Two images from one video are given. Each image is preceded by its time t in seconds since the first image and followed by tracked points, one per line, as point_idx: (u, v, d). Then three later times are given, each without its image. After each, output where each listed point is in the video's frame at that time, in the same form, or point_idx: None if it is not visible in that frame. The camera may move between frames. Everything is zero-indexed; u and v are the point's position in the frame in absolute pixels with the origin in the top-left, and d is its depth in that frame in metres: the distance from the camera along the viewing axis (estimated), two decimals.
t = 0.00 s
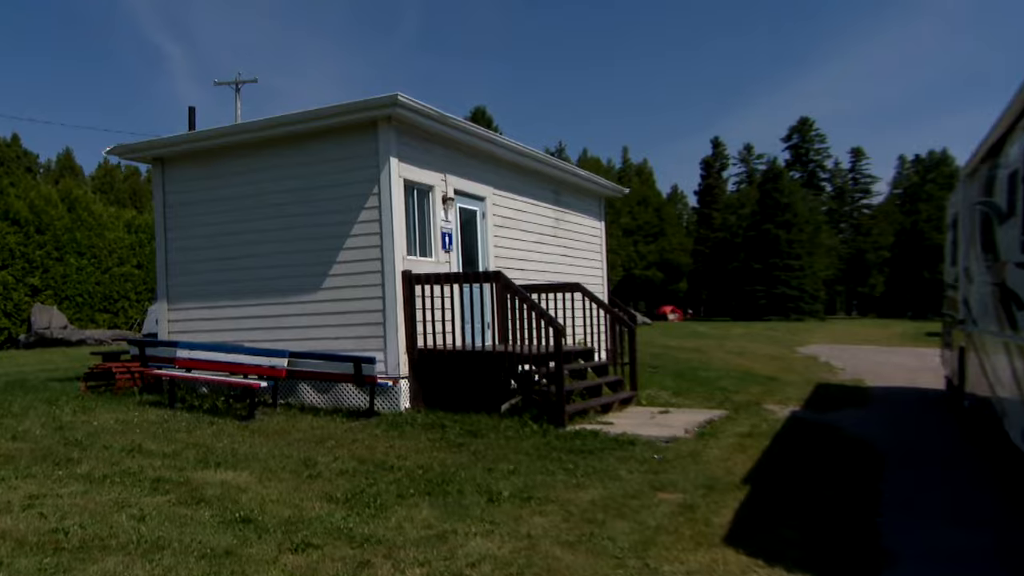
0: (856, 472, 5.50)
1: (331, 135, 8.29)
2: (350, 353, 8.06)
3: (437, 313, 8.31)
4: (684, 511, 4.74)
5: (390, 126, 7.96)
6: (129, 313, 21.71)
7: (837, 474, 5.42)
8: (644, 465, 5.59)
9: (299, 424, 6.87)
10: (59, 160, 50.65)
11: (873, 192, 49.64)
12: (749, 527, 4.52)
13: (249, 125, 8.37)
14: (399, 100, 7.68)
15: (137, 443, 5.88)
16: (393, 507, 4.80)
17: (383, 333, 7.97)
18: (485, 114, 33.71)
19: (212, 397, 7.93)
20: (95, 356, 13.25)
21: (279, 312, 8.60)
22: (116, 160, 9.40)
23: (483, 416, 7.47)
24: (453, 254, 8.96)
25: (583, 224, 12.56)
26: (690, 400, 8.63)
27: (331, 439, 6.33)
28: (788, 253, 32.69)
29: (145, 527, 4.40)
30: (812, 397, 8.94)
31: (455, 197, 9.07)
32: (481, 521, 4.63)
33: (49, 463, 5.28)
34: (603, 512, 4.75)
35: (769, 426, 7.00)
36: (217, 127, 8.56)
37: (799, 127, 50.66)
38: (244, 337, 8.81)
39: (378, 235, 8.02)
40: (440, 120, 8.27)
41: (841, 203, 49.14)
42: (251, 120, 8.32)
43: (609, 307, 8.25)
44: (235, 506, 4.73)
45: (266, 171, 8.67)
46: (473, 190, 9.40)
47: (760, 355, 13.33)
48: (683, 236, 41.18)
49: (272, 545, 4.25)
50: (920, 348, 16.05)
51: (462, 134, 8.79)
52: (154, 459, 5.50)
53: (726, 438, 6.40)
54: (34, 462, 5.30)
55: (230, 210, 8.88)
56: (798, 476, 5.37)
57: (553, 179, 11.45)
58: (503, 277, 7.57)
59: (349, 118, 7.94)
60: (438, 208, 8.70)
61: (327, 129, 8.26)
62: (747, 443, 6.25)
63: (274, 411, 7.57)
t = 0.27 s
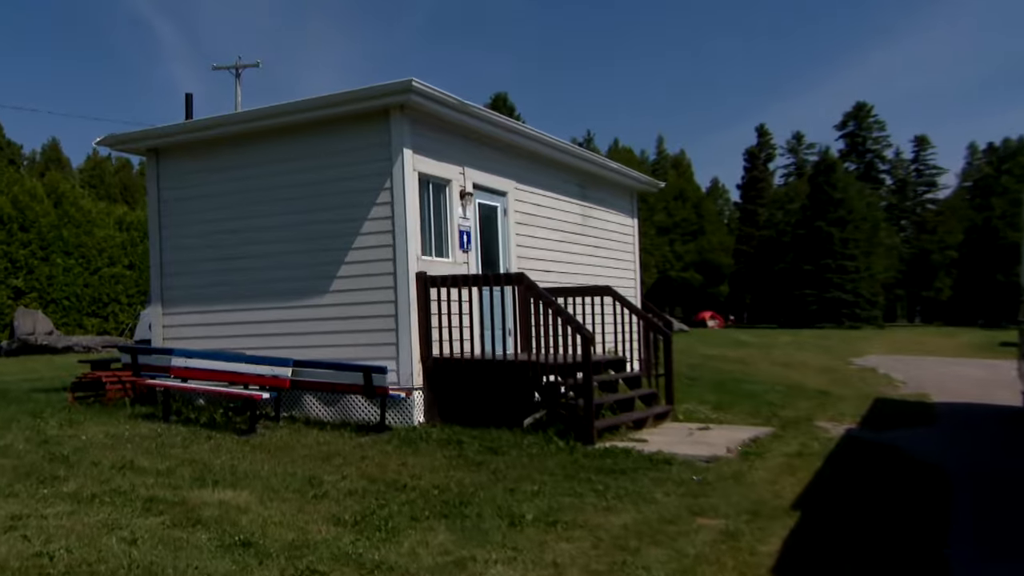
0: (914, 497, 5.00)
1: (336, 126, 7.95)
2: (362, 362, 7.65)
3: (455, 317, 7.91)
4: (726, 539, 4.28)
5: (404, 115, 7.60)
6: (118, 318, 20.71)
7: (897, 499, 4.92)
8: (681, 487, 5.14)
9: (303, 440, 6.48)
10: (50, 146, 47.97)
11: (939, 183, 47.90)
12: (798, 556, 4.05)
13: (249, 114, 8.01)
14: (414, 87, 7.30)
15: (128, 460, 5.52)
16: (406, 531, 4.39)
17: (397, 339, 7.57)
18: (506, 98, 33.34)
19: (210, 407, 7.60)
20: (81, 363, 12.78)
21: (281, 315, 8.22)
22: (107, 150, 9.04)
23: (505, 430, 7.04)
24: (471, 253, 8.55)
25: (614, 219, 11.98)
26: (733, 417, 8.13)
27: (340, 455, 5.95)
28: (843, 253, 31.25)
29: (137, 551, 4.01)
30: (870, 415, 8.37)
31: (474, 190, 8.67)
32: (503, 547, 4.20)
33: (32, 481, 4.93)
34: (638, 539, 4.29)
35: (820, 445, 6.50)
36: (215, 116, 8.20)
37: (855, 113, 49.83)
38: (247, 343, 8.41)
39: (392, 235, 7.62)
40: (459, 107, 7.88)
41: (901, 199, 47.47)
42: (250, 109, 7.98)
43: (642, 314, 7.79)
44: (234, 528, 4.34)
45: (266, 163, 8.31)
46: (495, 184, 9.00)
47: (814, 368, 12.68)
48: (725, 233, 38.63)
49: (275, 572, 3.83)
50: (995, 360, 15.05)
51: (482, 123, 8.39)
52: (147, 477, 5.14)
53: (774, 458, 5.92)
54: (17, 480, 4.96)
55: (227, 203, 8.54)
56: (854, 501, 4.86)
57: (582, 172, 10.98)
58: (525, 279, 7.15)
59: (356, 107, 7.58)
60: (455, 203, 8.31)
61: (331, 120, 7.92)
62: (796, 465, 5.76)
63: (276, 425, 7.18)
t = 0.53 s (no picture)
0: (977, 526, 4.56)
1: (337, 118, 7.65)
2: (372, 373, 7.29)
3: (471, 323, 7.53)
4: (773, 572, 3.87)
5: (416, 105, 7.26)
6: (106, 325, 20.09)
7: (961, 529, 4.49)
8: (720, 513, 4.74)
9: (305, 458, 6.13)
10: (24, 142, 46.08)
11: (1007, 178, 45.72)
12: None
13: (244, 105, 7.70)
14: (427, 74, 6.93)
15: (117, 479, 5.20)
16: (417, 559, 4.02)
17: (408, 348, 7.20)
18: (524, 85, 32.91)
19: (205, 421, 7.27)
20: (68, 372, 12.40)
21: (282, 321, 7.89)
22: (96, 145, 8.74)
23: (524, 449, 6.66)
24: (489, 254, 8.18)
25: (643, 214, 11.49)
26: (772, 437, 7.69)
27: (346, 475, 5.60)
28: (900, 255, 29.92)
29: None
30: (930, 437, 7.89)
31: (492, 186, 8.30)
32: None
33: (12, 504, 4.60)
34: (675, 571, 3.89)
35: (873, 469, 6.06)
36: (208, 107, 7.90)
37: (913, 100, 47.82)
38: (252, 352, 8.05)
39: (404, 235, 7.28)
40: (476, 96, 7.50)
41: (966, 195, 45.67)
42: (247, 100, 7.67)
43: (675, 321, 7.52)
44: (230, 556, 3.98)
45: (261, 157, 8.01)
46: (517, 180, 8.64)
47: (866, 382, 12.04)
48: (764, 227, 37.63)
49: None
50: None
51: (502, 112, 8.00)
52: (137, 498, 4.82)
53: (821, 482, 5.51)
54: None
55: (222, 199, 8.24)
56: (914, 531, 4.43)
57: (610, 167, 10.55)
58: (547, 284, 6.78)
59: (358, 97, 7.26)
60: (472, 201, 7.94)
61: (332, 111, 7.62)
62: (846, 490, 5.31)
63: (276, 441, 6.83)
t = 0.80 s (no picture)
0: None
1: (338, 109, 7.38)
2: (374, 385, 6.99)
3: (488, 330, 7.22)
4: None
5: (427, 93, 6.97)
6: (92, 332, 19.09)
7: None
8: (760, 541, 4.44)
9: (306, 476, 5.84)
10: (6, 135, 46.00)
11: None
12: None
13: (240, 95, 7.42)
14: (440, 59, 6.63)
15: (103, 499, 4.91)
16: None
17: (418, 359, 6.90)
18: (547, 71, 32.63)
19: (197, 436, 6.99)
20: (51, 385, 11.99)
21: (284, 328, 7.57)
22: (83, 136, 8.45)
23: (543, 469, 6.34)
24: (506, 255, 7.85)
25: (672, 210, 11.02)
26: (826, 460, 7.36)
27: (351, 496, 5.30)
28: (960, 257, 29.24)
29: None
30: (995, 460, 7.52)
31: (510, 182, 7.98)
32: None
33: None
34: None
35: (932, 494, 5.77)
36: (201, 97, 7.62)
37: (975, 85, 46.84)
38: (254, 361, 7.73)
39: (414, 233, 6.95)
40: (492, 82, 7.20)
41: None
42: (242, 88, 7.39)
43: (710, 331, 7.21)
44: None
45: (257, 151, 7.74)
46: (538, 176, 8.32)
47: (921, 397, 11.53)
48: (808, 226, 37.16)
49: None
50: None
51: (521, 100, 7.68)
52: (125, 521, 4.53)
53: (872, 508, 5.24)
54: None
55: (216, 194, 7.96)
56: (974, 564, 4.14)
57: (639, 162, 10.16)
58: (570, 289, 6.47)
59: (359, 87, 6.98)
60: (489, 196, 7.62)
61: (332, 101, 7.34)
62: (900, 517, 5.03)
63: (275, 458, 6.52)
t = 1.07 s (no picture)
0: None
1: (343, 102, 7.16)
2: (386, 398, 6.74)
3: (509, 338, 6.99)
4: None
5: (444, 84, 6.72)
6: (83, 340, 18.86)
7: None
8: (806, 569, 4.45)
9: (312, 494, 5.65)
10: None
11: None
12: None
13: (240, 88, 7.20)
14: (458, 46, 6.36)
15: (96, 520, 4.72)
16: None
17: (432, 370, 6.64)
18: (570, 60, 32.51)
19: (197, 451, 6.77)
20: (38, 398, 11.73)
21: (291, 336, 7.32)
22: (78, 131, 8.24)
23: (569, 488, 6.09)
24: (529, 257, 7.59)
25: (706, 209, 10.67)
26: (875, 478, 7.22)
27: (358, 515, 5.10)
28: None
29: None
30: None
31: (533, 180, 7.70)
32: None
33: None
34: None
35: (994, 519, 5.72)
36: (200, 90, 7.40)
37: None
38: (260, 371, 7.49)
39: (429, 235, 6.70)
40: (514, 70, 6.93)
41: None
42: (242, 80, 7.16)
43: (750, 340, 6.94)
44: None
45: (258, 147, 7.52)
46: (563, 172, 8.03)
47: (984, 415, 11.04)
48: (857, 227, 36.23)
49: None
50: None
51: (544, 90, 7.39)
52: (119, 542, 4.35)
53: (928, 534, 5.26)
54: None
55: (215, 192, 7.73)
56: None
57: (672, 156, 9.84)
58: (598, 294, 6.16)
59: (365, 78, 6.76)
60: (510, 195, 7.36)
61: (336, 94, 7.12)
62: (959, 544, 5.08)
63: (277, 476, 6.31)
